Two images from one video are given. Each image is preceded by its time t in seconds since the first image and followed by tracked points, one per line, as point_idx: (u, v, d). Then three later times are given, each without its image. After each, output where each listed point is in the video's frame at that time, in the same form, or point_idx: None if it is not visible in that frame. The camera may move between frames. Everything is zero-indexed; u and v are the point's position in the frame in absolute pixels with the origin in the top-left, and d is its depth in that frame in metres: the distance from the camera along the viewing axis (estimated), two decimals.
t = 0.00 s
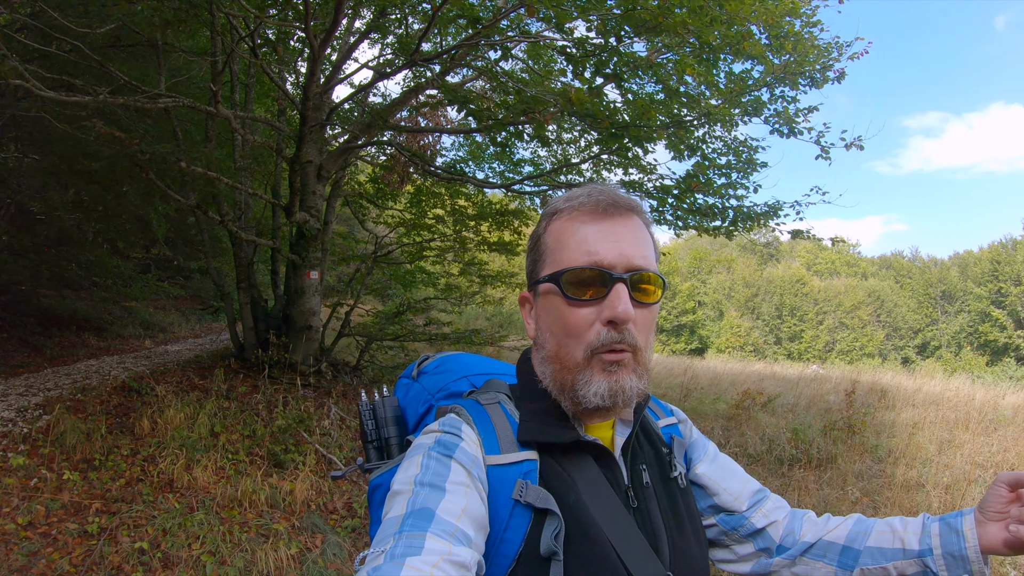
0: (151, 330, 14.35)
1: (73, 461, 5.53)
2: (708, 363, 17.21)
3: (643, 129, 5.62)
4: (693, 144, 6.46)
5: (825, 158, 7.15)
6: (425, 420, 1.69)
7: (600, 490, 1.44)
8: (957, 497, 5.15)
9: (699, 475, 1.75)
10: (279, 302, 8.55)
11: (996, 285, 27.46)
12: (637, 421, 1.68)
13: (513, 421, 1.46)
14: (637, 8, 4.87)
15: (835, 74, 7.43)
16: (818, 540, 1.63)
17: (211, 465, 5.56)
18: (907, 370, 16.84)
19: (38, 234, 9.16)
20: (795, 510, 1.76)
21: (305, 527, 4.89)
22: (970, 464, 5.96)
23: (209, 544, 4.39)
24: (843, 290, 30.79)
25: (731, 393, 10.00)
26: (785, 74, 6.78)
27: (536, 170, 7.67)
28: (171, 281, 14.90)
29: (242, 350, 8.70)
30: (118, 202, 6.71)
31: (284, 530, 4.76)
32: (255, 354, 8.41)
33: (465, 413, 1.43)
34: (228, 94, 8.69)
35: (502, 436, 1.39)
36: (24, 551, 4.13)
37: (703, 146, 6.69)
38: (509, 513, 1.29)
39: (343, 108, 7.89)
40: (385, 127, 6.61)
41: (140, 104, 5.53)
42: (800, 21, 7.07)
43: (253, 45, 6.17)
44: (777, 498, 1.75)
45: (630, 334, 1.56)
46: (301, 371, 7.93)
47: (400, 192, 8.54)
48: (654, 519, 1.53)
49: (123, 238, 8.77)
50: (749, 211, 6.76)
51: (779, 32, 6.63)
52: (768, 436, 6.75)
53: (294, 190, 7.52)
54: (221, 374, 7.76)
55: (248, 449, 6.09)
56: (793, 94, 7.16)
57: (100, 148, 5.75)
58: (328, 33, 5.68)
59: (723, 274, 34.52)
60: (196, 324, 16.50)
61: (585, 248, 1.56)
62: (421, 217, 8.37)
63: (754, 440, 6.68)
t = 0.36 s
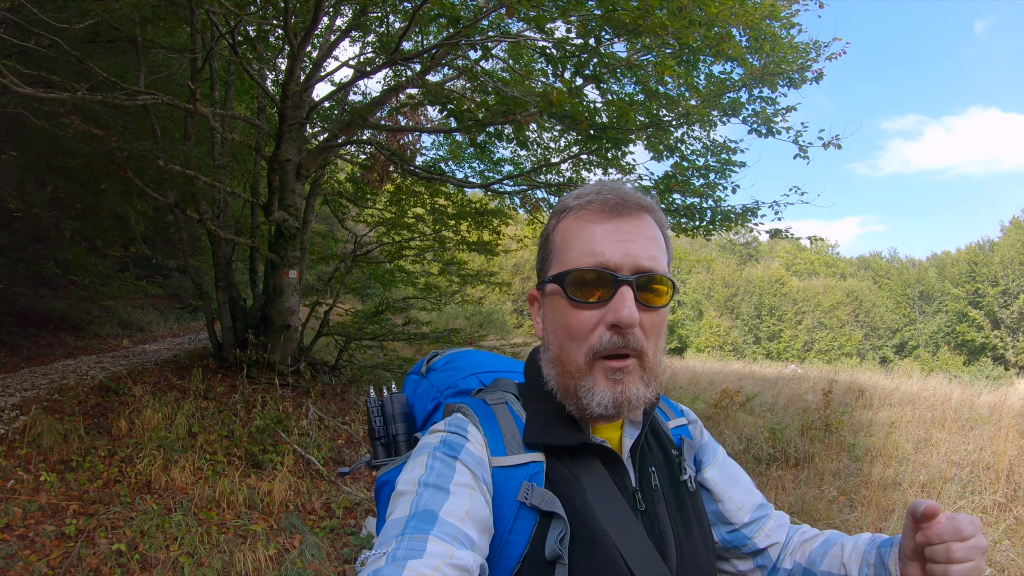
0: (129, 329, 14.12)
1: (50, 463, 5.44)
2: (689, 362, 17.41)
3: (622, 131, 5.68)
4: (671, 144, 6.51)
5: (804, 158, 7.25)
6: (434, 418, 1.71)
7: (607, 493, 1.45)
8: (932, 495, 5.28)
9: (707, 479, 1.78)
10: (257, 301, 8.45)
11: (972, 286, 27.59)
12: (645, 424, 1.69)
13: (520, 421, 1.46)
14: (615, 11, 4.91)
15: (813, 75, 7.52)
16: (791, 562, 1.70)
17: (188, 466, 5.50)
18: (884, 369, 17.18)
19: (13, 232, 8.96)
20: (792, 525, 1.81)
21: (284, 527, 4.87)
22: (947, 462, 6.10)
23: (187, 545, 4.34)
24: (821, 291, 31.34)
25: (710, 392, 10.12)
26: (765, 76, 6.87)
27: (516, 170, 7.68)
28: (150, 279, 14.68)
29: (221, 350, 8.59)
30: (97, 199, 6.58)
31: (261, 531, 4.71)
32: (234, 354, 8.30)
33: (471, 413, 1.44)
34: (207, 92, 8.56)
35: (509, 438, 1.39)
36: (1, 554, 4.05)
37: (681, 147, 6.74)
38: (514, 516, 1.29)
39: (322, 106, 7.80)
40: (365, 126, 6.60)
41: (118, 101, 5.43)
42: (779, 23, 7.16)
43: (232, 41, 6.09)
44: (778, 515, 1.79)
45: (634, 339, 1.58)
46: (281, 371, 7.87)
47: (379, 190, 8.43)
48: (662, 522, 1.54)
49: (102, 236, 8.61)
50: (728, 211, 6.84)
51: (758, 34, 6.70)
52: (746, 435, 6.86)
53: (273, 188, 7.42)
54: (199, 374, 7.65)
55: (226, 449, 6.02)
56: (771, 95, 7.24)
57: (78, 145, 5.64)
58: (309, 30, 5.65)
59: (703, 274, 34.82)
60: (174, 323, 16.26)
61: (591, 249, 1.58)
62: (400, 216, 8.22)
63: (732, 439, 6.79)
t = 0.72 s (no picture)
0: (110, 333, 13.95)
1: (31, 465, 5.34)
2: (672, 364, 17.56)
3: (598, 135, 5.76)
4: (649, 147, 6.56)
5: (780, 160, 7.34)
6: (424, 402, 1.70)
7: (599, 484, 1.45)
8: (910, 492, 5.38)
9: (696, 473, 1.86)
10: (238, 304, 8.37)
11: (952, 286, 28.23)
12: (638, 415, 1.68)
13: (513, 410, 1.48)
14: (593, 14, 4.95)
15: (790, 78, 7.62)
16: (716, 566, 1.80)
17: (169, 468, 5.43)
18: (863, 369, 17.47)
19: None
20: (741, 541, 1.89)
21: (265, 529, 4.83)
22: (924, 459, 6.22)
23: (168, 547, 4.29)
24: (803, 291, 31.78)
25: (691, 393, 10.22)
26: (742, 79, 6.95)
27: (497, 172, 7.69)
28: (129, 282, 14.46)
29: (201, 353, 8.50)
30: (76, 200, 6.48)
31: (242, 532, 4.67)
32: (214, 357, 8.19)
33: (465, 400, 1.45)
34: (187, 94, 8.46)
35: (501, 426, 1.41)
36: None
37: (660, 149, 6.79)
38: (506, 505, 1.31)
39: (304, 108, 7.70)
40: (345, 129, 6.59)
41: (99, 103, 5.36)
42: (757, 27, 7.27)
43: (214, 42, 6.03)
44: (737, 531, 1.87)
45: (632, 334, 1.60)
46: (262, 374, 7.79)
47: (360, 193, 8.44)
48: (651, 512, 1.57)
49: (81, 239, 8.49)
50: (706, 213, 6.92)
51: (736, 38, 6.79)
52: (726, 436, 6.95)
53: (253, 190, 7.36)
54: (180, 377, 7.57)
55: (206, 452, 5.95)
56: (748, 98, 7.31)
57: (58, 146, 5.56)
58: (288, 33, 5.63)
59: (686, 275, 35.10)
60: (155, 328, 16.07)
61: (593, 243, 1.58)
62: (381, 219, 8.29)
63: (712, 439, 6.89)
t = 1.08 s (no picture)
0: (99, 337, 13.87)
1: (19, 470, 5.30)
2: (662, 365, 17.63)
3: (583, 137, 5.80)
4: (636, 151, 6.59)
5: (765, 164, 7.40)
6: (400, 399, 1.72)
7: (580, 491, 1.47)
8: (896, 493, 5.44)
9: (671, 477, 1.89)
10: (227, 308, 8.33)
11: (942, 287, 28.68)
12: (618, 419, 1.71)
13: (496, 413, 1.47)
14: (579, 19, 4.99)
15: (777, 82, 7.68)
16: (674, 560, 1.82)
17: (156, 472, 5.40)
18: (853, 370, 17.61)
19: None
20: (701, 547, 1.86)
21: (252, 531, 4.81)
22: (911, 459, 6.29)
23: (154, 551, 4.26)
24: (793, 293, 32.01)
25: (681, 395, 10.27)
26: (728, 84, 7.02)
27: (485, 176, 7.70)
28: (120, 286, 14.39)
29: (190, 357, 8.45)
30: (65, 203, 6.44)
31: (229, 536, 4.65)
32: (202, 361, 8.14)
33: (447, 401, 1.43)
34: (177, 97, 8.43)
35: (485, 430, 1.41)
36: None
37: (647, 153, 6.84)
38: (489, 510, 1.31)
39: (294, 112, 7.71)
40: (334, 132, 6.57)
41: (88, 108, 5.33)
42: (743, 31, 7.34)
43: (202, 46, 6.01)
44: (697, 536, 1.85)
45: (618, 329, 1.61)
46: (250, 377, 7.76)
47: (349, 197, 8.43)
48: (631, 516, 1.59)
49: (70, 243, 8.43)
50: (693, 215, 6.96)
51: (723, 41, 6.84)
52: (714, 438, 7.00)
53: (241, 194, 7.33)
54: (169, 380, 7.53)
55: (194, 456, 5.92)
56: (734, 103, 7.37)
57: (46, 150, 5.52)
58: (276, 37, 5.61)
59: (677, 276, 35.22)
60: (146, 332, 15.99)
61: (579, 240, 1.60)
62: (371, 222, 8.26)
63: (700, 441, 6.93)
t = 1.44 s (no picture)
0: (95, 340, 13.81)
1: (15, 472, 5.27)
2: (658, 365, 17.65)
3: (577, 135, 5.80)
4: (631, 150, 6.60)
5: (759, 163, 7.43)
6: (400, 391, 1.72)
7: (576, 492, 1.48)
8: (892, 489, 5.46)
9: (670, 477, 1.88)
10: (223, 309, 8.31)
11: (936, 284, 28.71)
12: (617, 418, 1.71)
13: (495, 411, 1.48)
14: (573, 20, 5.00)
15: (771, 82, 7.70)
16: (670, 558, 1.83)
17: (153, 474, 5.38)
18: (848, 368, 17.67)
19: None
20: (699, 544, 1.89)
21: (249, 533, 4.79)
22: (908, 456, 6.32)
23: (152, 552, 4.24)
24: (788, 291, 32.13)
25: (677, 394, 10.28)
26: (722, 83, 7.04)
27: (480, 176, 7.70)
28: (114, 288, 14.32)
29: (186, 359, 8.42)
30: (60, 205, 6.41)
31: (226, 537, 4.63)
32: (198, 363, 8.10)
33: (447, 399, 1.45)
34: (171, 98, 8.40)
35: (483, 429, 1.41)
36: None
37: (642, 153, 6.85)
38: (485, 509, 1.31)
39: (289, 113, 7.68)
40: (328, 133, 6.55)
41: (80, 107, 5.30)
42: (737, 30, 7.37)
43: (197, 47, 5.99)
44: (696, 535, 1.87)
45: (622, 326, 1.62)
46: (246, 379, 7.73)
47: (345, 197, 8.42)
48: (626, 517, 1.59)
49: (64, 245, 8.40)
50: (689, 215, 6.99)
51: (716, 41, 6.86)
52: (710, 436, 7.02)
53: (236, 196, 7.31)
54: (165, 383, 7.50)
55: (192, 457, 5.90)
56: (729, 102, 7.39)
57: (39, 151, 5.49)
58: (270, 38, 5.60)
59: (671, 275, 35.27)
60: (142, 334, 15.94)
61: (579, 238, 1.60)
62: (366, 223, 8.22)
63: (697, 440, 6.94)
